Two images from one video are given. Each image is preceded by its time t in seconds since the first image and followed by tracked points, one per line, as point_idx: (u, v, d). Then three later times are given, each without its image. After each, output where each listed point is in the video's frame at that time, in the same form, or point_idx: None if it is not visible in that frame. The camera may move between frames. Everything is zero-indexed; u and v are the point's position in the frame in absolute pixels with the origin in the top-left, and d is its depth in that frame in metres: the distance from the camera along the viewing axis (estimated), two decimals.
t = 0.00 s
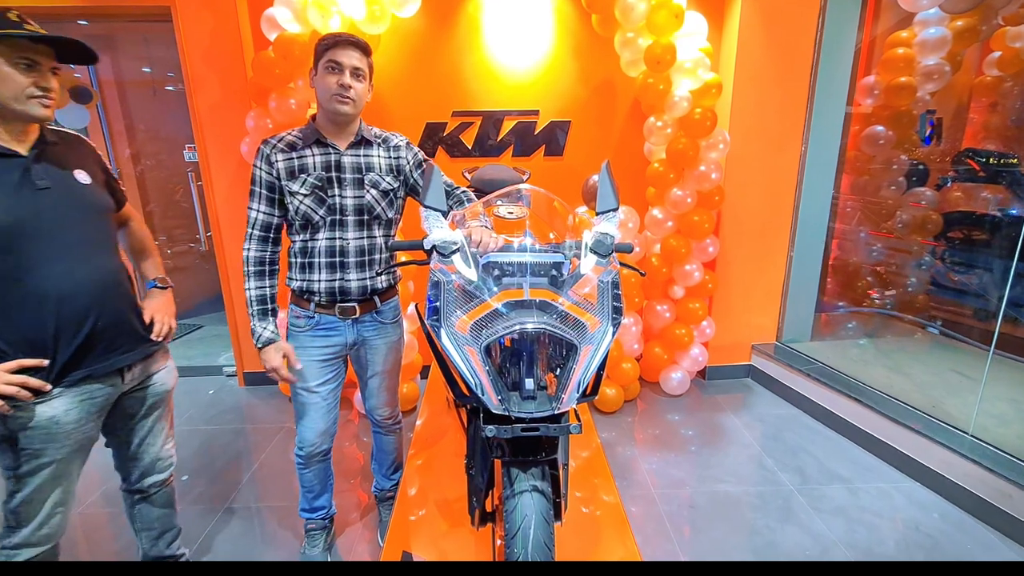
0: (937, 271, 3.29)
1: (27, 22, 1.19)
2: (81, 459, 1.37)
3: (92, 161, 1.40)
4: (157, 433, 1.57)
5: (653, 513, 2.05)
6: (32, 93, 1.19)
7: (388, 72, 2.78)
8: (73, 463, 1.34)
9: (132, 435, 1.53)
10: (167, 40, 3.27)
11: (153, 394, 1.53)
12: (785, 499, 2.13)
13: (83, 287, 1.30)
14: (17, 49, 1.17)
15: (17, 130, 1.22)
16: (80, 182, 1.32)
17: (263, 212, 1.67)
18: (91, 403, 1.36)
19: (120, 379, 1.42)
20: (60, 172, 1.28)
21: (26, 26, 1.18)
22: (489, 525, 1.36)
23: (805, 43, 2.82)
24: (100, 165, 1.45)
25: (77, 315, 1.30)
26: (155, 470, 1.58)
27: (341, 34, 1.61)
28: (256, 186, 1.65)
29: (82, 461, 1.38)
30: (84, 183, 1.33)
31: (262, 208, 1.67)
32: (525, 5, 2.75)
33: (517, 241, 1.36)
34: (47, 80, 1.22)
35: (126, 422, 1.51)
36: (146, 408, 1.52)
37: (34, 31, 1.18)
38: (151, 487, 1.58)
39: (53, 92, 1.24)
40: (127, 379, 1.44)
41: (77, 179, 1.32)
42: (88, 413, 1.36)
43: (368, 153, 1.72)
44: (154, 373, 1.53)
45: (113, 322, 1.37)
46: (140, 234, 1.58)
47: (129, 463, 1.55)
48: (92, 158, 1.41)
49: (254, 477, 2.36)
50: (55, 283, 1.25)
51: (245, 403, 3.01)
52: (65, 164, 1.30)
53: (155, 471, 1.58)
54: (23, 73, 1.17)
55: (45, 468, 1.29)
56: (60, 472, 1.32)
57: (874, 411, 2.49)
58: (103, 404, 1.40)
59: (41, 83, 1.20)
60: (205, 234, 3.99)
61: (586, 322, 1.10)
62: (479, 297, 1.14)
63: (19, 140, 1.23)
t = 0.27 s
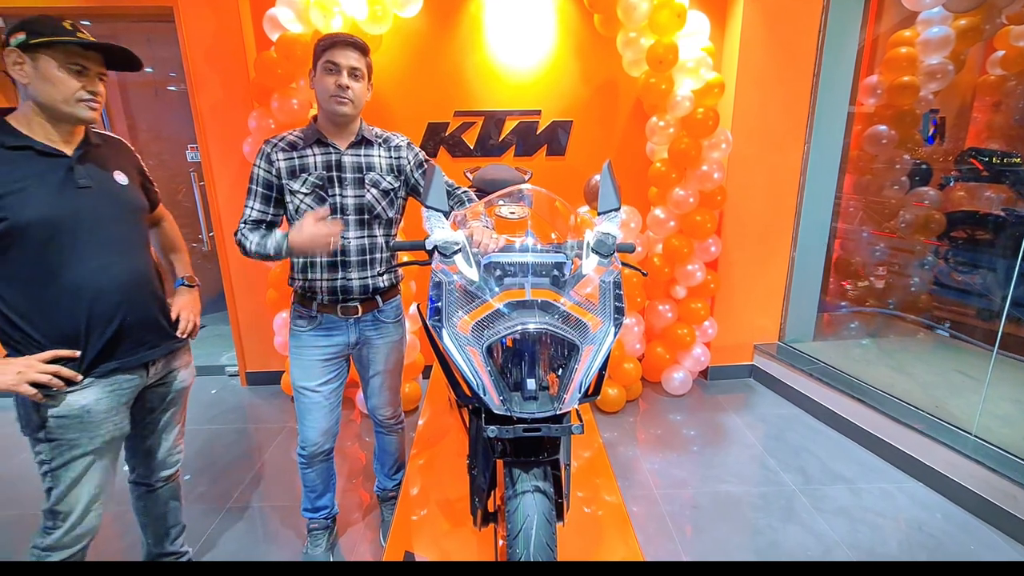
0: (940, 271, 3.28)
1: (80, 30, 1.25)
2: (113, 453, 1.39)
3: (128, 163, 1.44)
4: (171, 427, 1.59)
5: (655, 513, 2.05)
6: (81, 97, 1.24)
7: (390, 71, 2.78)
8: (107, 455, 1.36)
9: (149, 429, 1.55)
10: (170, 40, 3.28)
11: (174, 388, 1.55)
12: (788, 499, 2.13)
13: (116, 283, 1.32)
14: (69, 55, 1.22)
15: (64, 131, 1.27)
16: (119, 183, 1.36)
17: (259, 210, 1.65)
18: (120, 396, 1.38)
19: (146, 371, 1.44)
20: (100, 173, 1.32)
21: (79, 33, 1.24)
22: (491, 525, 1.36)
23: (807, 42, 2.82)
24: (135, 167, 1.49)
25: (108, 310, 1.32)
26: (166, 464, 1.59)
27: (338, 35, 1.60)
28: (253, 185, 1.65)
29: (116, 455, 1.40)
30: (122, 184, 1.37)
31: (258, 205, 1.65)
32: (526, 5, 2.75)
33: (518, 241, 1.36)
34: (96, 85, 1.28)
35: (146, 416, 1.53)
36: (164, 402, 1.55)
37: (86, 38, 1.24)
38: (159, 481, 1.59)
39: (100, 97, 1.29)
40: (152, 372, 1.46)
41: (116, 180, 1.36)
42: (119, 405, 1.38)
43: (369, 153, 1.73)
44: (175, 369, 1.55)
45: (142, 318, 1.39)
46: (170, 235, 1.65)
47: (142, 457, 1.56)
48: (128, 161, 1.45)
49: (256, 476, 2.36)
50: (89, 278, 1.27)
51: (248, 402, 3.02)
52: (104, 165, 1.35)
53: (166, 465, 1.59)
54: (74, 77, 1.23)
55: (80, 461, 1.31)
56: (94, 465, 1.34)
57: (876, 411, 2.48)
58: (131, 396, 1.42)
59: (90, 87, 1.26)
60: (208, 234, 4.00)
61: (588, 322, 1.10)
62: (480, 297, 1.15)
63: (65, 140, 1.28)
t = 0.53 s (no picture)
0: (942, 270, 3.27)
1: (112, 35, 1.27)
2: (130, 446, 1.39)
3: (151, 165, 1.46)
4: (178, 422, 1.59)
5: (657, 513, 2.05)
6: (108, 100, 1.25)
7: (391, 71, 2.78)
8: (124, 448, 1.37)
9: (157, 424, 1.56)
10: (171, 40, 3.28)
11: (183, 383, 1.56)
12: (790, 498, 2.13)
13: (132, 279, 1.32)
14: (99, 59, 1.24)
15: (91, 133, 1.29)
16: (141, 184, 1.37)
17: (266, 208, 1.64)
18: (135, 390, 1.38)
19: (160, 365, 1.45)
20: (124, 174, 1.33)
21: (110, 38, 1.26)
22: (492, 524, 1.36)
23: (809, 41, 2.81)
24: (159, 169, 1.51)
25: (124, 306, 1.32)
26: (170, 460, 1.60)
27: (344, 35, 1.60)
28: (261, 182, 1.64)
29: (133, 448, 1.41)
30: (144, 184, 1.38)
31: (266, 203, 1.64)
32: (528, 4, 2.75)
33: (520, 240, 1.36)
34: (124, 89, 1.29)
35: (155, 410, 1.54)
36: (173, 397, 1.55)
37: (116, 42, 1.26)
38: (162, 476, 1.59)
39: (128, 101, 1.31)
40: (165, 366, 1.46)
41: (138, 180, 1.37)
42: (134, 397, 1.38)
43: (373, 153, 1.73)
44: (185, 364, 1.56)
45: (158, 315, 1.40)
46: (190, 235, 1.67)
47: (150, 452, 1.57)
48: (152, 163, 1.47)
49: (258, 475, 2.36)
50: (108, 273, 1.28)
51: (250, 402, 3.02)
52: (129, 166, 1.36)
53: (171, 460, 1.60)
54: (103, 82, 1.25)
55: (101, 455, 1.31)
56: (112, 458, 1.34)
57: (878, 411, 2.48)
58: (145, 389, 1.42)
59: (118, 91, 1.27)
60: (210, 233, 4.00)
61: (590, 322, 1.10)
62: (482, 296, 1.15)
63: (92, 142, 1.29)
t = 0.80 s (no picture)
0: (944, 269, 3.26)
1: (128, 38, 1.28)
2: (130, 447, 1.40)
3: (161, 167, 1.47)
4: (181, 423, 1.59)
5: (658, 512, 2.05)
6: (121, 102, 1.26)
7: (393, 71, 2.78)
8: (123, 449, 1.37)
9: (160, 424, 1.56)
10: (173, 40, 3.28)
11: (186, 384, 1.56)
12: (791, 497, 2.13)
13: (138, 280, 1.32)
14: (114, 61, 1.24)
15: (102, 135, 1.29)
16: (150, 185, 1.38)
17: (274, 208, 1.66)
18: (137, 393, 1.38)
19: (163, 367, 1.45)
20: (134, 176, 1.34)
21: (125, 41, 1.27)
22: (494, 524, 1.36)
23: (811, 40, 2.81)
24: (168, 171, 1.52)
25: (130, 307, 1.32)
26: (172, 460, 1.60)
27: (352, 36, 1.61)
28: (268, 182, 1.65)
29: (133, 448, 1.41)
30: (152, 186, 1.39)
31: (274, 204, 1.65)
32: (529, 4, 2.75)
33: (523, 240, 1.37)
34: (136, 92, 1.29)
35: (158, 411, 1.54)
36: (175, 398, 1.55)
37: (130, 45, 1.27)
38: (165, 476, 1.60)
39: (140, 104, 1.31)
40: (167, 367, 1.46)
41: (148, 182, 1.38)
42: (135, 398, 1.38)
43: (378, 153, 1.74)
44: (188, 366, 1.56)
45: (161, 316, 1.40)
46: (198, 235, 1.68)
47: (152, 452, 1.57)
48: (162, 165, 1.47)
49: (259, 475, 2.37)
50: (114, 274, 1.28)
51: (251, 401, 3.02)
52: (138, 168, 1.37)
53: (173, 461, 1.60)
54: (116, 84, 1.25)
55: (99, 456, 1.32)
56: (111, 458, 1.34)
57: (879, 410, 2.48)
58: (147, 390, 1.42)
59: (131, 94, 1.28)
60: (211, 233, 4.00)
61: (591, 321, 1.11)
62: (485, 296, 1.15)
63: (102, 143, 1.30)
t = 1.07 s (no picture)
0: (945, 269, 3.26)
1: (125, 35, 1.28)
2: (131, 448, 1.40)
3: (161, 165, 1.47)
4: (183, 423, 1.60)
5: (658, 511, 2.05)
6: (119, 100, 1.26)
7: (394, 70, 2.79)
8: (124, 451, 1.38)
9: (160, 426, 1.56)
10: (175, 39, 3.28)
11: (187, 385, 1.56)
12: (791, 496, 2.13)
13: (140, 279, 1.33)
14: (111, 58, 1.25)
15: (100, 132, 1.30)
16: (149, 184, 1.39)
17: (278, 204, 1.66)
18: (138, 395, 1.39)
19: (164, 368, 1.45)
20: (133, 175, 1.34)
21: (122, 38, 1.27)
22: (494, 521, 1.37)
23: (812, 39, 2.81)
24: (168, 169, 1.53)
25: (131, 306, 1.33)
26: (173, 460, 1.61)
27: (355, 36, 1.62)
28: (272, 179, 1.66)
29: (134, 450, 1.42)
30: (152, 184, 1.39)
31: (278, 199, 1.66)
32: (530, 4, 2.75)
33: (523, 238, 1.37)
34: (134, 89, 1.30)
35: (159, 412, 1.55)
36: (176, 399, 1.56)
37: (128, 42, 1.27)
38: (166, 476, 1.60)
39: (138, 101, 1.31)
40: (168, 369, 1.47)
41: (147, 180, 1.39)
42: (137, 400, 1.39)
43: (381, 152, 1.74)
44: (189, 367, 1.56)
45: (163, 316, 1.40)
46: (198, 234, 1.68)
47: (153, 453, 1.58)
48: (162, 163, 1.48)
49: (261, 473, 2.37)
50: (116, 274, 1.29)
51: (252, 400, 3.03)
52: (138, 166, 1.38)
53: (174, 461, 1.61)
54: (114, 81, 1.25)
55: (100, 459, 1.32)
56: (112, 460, 1.35)
57: (880, 410, 2.48)
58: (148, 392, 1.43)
59: (129, 91, 1.28)
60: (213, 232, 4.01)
61: (591, 320, 1.11)
62: (486, 294, 1.15)
63: (101, 141, 1.30)
